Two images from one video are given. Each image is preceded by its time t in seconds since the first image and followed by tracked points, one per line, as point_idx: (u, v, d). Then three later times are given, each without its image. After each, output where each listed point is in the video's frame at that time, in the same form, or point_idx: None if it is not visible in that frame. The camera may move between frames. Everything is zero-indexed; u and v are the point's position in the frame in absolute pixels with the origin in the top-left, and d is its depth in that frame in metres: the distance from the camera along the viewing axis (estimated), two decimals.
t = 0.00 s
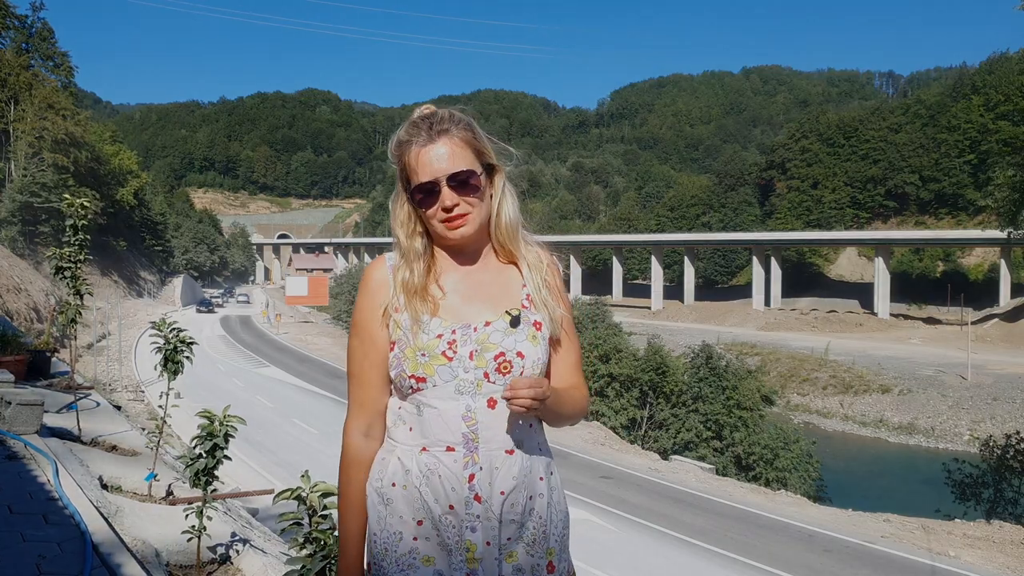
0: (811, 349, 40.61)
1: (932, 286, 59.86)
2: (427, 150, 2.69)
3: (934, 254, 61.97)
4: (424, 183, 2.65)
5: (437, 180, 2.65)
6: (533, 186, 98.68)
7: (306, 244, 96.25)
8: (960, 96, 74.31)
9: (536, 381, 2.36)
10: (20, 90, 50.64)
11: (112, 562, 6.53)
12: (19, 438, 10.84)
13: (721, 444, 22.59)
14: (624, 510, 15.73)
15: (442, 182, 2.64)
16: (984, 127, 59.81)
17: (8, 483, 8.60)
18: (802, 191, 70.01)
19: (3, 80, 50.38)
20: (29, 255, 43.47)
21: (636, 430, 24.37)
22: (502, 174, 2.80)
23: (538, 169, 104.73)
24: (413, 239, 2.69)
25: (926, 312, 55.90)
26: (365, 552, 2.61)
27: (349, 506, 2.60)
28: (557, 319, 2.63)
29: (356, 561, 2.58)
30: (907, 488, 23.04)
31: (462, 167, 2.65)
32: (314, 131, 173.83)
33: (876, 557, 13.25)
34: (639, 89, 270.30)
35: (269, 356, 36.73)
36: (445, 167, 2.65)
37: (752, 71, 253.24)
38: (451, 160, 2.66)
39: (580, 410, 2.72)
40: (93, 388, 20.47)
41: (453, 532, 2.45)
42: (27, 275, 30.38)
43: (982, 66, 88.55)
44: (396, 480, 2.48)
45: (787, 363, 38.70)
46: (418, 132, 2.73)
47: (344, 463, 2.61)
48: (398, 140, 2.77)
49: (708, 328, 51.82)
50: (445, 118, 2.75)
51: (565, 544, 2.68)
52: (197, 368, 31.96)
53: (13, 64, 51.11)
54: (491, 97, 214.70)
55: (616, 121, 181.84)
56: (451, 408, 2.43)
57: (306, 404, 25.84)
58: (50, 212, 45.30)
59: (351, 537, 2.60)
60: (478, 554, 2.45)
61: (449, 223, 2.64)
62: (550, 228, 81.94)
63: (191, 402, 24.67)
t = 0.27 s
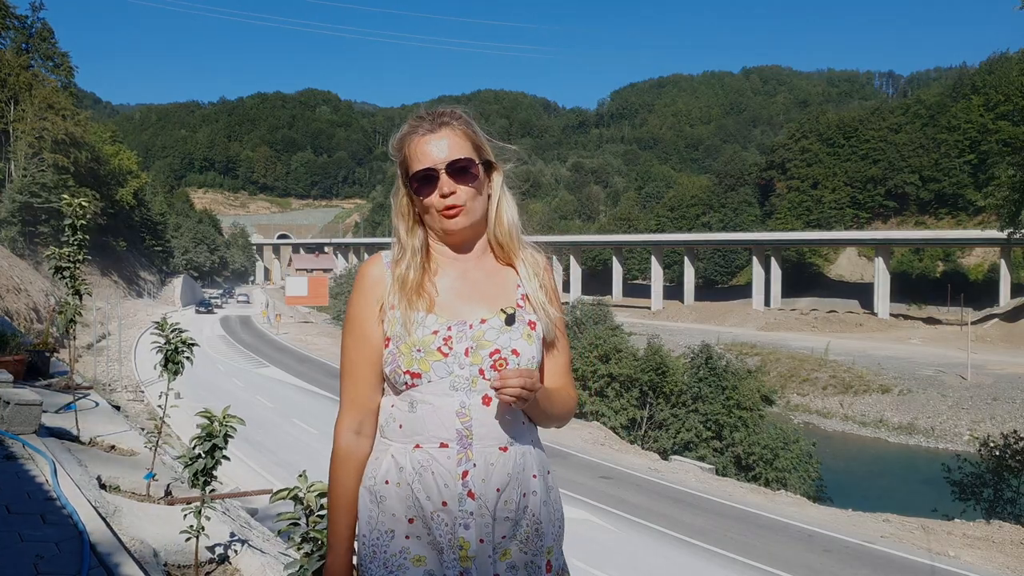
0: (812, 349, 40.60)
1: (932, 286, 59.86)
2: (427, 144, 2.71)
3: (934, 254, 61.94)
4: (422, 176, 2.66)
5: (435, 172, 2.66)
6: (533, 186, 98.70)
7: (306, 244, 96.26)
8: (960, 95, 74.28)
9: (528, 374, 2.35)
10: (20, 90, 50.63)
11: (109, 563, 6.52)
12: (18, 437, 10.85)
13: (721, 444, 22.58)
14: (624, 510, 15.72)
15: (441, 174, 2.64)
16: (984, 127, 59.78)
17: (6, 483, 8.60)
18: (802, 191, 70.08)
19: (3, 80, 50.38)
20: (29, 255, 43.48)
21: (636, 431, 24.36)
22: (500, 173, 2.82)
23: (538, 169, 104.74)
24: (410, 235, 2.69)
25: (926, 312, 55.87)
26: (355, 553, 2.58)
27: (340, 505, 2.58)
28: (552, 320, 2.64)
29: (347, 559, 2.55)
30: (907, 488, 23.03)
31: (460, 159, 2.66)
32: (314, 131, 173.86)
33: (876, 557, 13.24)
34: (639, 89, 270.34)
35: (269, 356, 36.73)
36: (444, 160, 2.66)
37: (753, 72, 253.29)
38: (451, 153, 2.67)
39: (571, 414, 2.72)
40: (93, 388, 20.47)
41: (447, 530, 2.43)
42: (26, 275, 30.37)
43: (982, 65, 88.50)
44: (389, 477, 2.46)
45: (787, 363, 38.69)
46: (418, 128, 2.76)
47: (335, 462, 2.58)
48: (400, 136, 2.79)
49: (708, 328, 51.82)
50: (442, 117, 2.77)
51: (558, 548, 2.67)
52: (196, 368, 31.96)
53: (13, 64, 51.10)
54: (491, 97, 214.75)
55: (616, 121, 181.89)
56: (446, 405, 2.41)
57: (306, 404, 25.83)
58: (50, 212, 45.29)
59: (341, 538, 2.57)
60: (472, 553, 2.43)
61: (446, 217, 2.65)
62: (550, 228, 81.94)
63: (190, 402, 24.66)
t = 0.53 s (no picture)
0: (812, 349, 40.61)
1: (932, 286, 59.87)
2: (428, 141, 2.73)
3: (934, 254, 61.96)
4: (421, 174, 2.68)
5: (435, 169, 2.67)
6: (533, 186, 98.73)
7: (306, 244, 96.28)
8: (960, 95, 74.28)
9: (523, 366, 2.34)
10: (20, 90, 50.63)
11: (107, 563, 6.52)
12: (16, 437, 10.84)
13: (721, 444, 22.56)
14: (624, 510, 15.71)
15: (440, 171, 2.67)
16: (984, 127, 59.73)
17: (5, 483, 8.59)
18: (802, 191, 70.17)
19: (3, 80, 50.39)
20: (29, 255, 43.47)
21: (636, 430, 24.35)
22: (499, 173, 2.82)
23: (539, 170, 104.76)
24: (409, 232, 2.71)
25: (926, 312, 55.89)
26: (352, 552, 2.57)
27: (338, 503, 2.58)
28: (549, 320, 2.63)
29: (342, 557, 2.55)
30: (907, 488, 23.02)
31: (458, 156, 2.67)
32: (314, 131, 173.91)
33: (876, 557, 13.24)
34: (639, 89, 270.28)
35: (269, 356, 36.73)
36: (444, 156, 2.67)
37: (753, 72, 253.34)
38: (450, 151, 2.68)
39: (569, 415, 2.70)
40: (92, 388, 20.46)
41: (442, 527, 2.41)
42: (26, 275, 30.37)
43: (982, 65, 88.47)
44: (383, 473, 2.46)
45: (787, 363, 38.70)
46: (420, 126, 2.78)
47: (333, 457, 2.59)
48: (402, 134, 2.83)
49: (708, 328, 51.83)
50: (443, 116, 2.79)
51: (558, 548, 2.65)
52: (196, 368, 31.97)
53: (13, 64, 51.11)
54: (491, 98, 214.75)
55: (616, 121, 181.97)
56: (440, 401, 2.42)
57: (306, 404, 25.83)
58: (50, 212, 45.27)
59: (338, 535, 2.58)
60: (467, 550, 2.42)
61: (444, 214, 2.65)
62: (550, 228, 81.95)
63: (190, 402, 24.66)
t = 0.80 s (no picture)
0: (812, 349, 40.61)
1: (932, 286, 59.88)
2: (429, 143, 2.72)
3: (934, 254, 61.93)
4: (422, 175, 2.67)
5: (435, 171, 2.67)
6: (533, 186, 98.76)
7: (306, 244, 96.31)
8: (960, 95, 74.26)
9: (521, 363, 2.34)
10: (20, 90, 50.62)
11: (107, 563, 6.54)
12: (16, 437, 10.85)
13: (721, 444, 22.56)
14: (624, 510, 15.72)
15: (441, 172, 2.66)
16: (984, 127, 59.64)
17: (5, 483, 8.59)
18: (802, 191, 70.24)
19: (3, 80, 50.39)
20: (29, 255, 43.47)
21: (636, 431, 24.35)
22: (502, 175, 2.80)
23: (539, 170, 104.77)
24: (411, 234, 2.71)
25: (926, 312, 55.89)
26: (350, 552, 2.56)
27: (336, 505, 2.58)
28: (549, 322, 2.62)
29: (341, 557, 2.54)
30: (907, 488, 23.01)
31: (459, 158, 2.67)
32: (314, 131, 173.98)
33: (876, 557, 13.24)
34: (639, 89, 270.24)
35: (269, 356, 36.73)
36: (445, 158, 2.67)
37: (753, 72, 253.31)
38: (452, 152, 2.68)
39: (570, 417, 2.70)
40: (92, 388, 20.46)
41: (438, 527, 2.40)
42: (26, 275, 30.37)
43: (982, 65, 88.44)
44: (381, 472, 2.46)
45: (787, 363, 38.71)
46: (423, 128, 2.78)
47: (332, 457, 2.60)
48: (405, 136, 2.83)
49: (708, 328, 51.84)
50: (446, 118, 2.79)
51: (557, 550, 2.63)
52: (196, 368, 31.98)
53: (13, 64, 51.11)
54: (491, 98, 214.86)
55: (616, 121, 182.06)
56: (438, 401, 2.42)
57: (306, 404, 25.84)
58: (50, 212, 45.26)
59: (337, 534, 2.58)
60: (463, 551, 2.39)
61: (444, 215, 2.65)
62: (550, 228, 81.97)
63: (190, 402, 24.68)
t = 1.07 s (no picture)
0: (812, 349, 40.60)
1: (932, 286, 59.87)
2: (431, 140, 2.71)
3: (934, 254, 61.88)
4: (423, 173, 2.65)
5: (436, 168, 2.65)
6: (533, 186, 98.79)
7: (306, 244, 96.34)
8: (960, 96, 74.24)
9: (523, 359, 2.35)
10: (20, 90, 50.62)
11: (107, 563, 6.53)
12: (16, 437, 10.85)
13: (721, 444, 22.57)
14: (624, 511, 15.71)
15: (442, 171, 2.64)
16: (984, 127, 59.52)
17: (5, 483, 8.58)
18: (802, 191, 70.45)
19: (3, 80, 50.41)
20: (29, 255, 43.45)
21: (636, 431, 24.36)
22: (504, 173, 2.79)
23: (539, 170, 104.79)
24: (416, 230, 2.70)
25: (926, 312, 55.89)
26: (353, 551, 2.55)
27: (338, 503, 2.56)
28: (552, 323, 2.62)
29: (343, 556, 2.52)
30: (907, 488, 23.01)
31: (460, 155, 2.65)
32: (314, 131, 174.00)
33: (876, 557, 13.24)
34: (639, 89, 270.30)
35: (269, 356, 36.73)
36: (448, 156, 2.65)
37: (753, 73, 253.24)
38: (455, 148, 2.66)
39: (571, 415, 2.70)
40: (92, 388, 20.45)
41: (442, 524, 2.39)
42: (26, 275, 30.36)
43: (982, 66, 88.47)
44: (384, 469, 2.46)
45: (787, 363, 38.72)
46: (424, 127, 2.77)
47: (334, 452, 2.59)
48: (406, 134, 2.81)
49: (708, 328, 51.86)
50: (447, 115, 2.78)
51: (560, 547, 2.63)
52: (196, 368, 31.99)
53: (13, 64, 51.12)
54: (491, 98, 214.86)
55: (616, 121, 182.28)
56: (443, 397, 2.42)
57: (306, 404, 25.84)
58: (50, 212, 45.25)
59: (337, 533, 2.55)
60: (466, 548, 2.39)
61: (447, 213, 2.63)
62: (550, 228, 81.96)
63: (190, 402, 24.68)
